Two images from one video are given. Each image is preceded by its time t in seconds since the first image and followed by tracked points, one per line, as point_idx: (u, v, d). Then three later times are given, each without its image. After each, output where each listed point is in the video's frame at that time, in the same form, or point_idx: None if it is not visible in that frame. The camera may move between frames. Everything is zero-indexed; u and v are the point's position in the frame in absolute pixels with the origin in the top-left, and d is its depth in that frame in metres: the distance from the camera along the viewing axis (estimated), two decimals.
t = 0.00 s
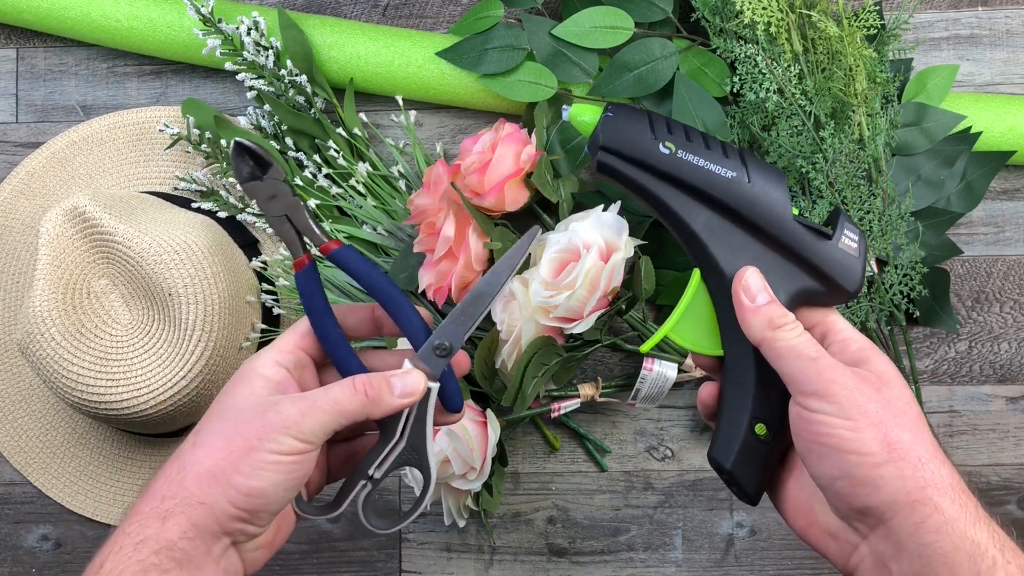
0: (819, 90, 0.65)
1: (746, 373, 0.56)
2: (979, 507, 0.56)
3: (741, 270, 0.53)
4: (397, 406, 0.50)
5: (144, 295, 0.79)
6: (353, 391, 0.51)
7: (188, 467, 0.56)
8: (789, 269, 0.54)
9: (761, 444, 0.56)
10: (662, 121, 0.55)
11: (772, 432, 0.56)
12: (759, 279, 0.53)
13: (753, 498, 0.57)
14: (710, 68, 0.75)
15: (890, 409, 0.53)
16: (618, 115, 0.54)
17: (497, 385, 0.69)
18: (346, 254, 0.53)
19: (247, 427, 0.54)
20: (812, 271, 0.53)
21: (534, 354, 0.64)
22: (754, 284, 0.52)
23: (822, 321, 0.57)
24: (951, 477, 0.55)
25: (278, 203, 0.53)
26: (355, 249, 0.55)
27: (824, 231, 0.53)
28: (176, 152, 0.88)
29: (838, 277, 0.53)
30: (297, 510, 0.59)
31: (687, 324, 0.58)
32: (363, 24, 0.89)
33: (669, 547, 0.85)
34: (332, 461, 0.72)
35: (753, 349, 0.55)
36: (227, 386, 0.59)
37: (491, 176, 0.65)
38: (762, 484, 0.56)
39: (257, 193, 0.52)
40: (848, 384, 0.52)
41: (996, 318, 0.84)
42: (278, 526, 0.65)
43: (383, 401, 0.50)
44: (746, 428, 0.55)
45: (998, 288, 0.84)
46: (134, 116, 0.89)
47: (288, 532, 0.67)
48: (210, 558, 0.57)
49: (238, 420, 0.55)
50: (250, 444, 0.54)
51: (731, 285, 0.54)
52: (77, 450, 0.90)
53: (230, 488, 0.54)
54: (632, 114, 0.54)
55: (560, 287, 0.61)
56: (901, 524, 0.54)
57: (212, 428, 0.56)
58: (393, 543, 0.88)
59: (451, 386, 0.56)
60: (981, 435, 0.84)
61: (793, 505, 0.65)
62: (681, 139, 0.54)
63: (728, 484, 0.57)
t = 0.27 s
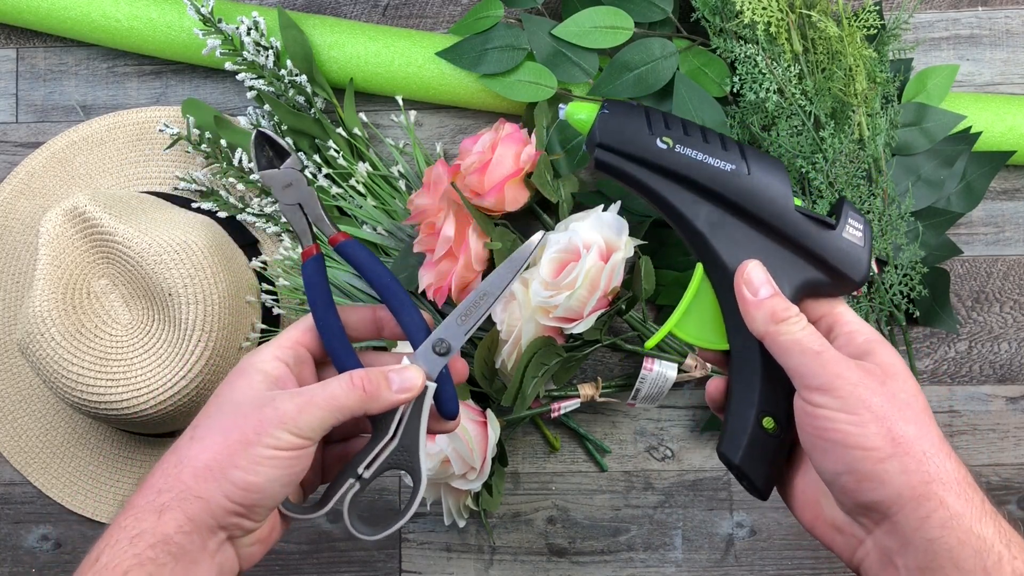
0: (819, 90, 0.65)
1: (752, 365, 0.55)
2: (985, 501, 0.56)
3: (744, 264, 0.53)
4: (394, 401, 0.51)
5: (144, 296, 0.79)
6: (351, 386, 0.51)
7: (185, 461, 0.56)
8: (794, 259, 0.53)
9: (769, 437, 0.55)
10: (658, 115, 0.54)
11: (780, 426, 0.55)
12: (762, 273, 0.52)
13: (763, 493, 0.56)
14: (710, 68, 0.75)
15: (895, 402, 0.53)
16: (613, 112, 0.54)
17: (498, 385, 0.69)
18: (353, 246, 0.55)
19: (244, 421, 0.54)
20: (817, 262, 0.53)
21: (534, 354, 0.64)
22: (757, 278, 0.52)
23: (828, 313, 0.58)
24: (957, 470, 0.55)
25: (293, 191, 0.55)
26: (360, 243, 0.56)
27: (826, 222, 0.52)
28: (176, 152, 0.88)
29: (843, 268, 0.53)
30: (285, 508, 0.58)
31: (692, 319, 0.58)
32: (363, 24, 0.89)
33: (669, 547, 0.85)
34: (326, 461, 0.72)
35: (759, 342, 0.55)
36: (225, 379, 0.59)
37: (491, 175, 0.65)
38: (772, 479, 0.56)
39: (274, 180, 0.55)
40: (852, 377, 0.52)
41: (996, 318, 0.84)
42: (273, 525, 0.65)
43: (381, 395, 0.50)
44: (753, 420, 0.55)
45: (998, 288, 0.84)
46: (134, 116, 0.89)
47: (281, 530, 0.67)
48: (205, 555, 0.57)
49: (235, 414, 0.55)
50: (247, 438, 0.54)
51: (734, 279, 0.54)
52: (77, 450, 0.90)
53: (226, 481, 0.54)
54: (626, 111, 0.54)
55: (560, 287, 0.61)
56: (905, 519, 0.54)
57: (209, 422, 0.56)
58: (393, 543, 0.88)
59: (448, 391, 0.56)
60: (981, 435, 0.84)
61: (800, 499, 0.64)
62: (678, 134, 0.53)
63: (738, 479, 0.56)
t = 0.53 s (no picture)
0: (819, 90, 0.65)
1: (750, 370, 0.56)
2: (985, 502, 0.56)
3: (735, 269, 0.52)
4: (388, 392, 0.50)
5: (144, 296, 0.79)
6: (344, 377, 0.51)
7: (178, 454, 0.55)
8: (790, 263, 0.53)
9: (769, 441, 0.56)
10: (644, 121, 0.54)
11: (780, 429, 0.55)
12: (754, 277, 0.52)
13: (767, 492, 0.57)
14: (710, 68, 0.75)
15: (893, 404, 0.52)
16: (597, 122, 0.53)
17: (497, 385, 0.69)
18: (346, 241, 0.56)
19: (238, 414, 0.54)
20: (813, 262, 0.52)
21: (534, 353, 0.64)
22: (749, 282, 0.51)
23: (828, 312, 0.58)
24: (957, 472, 0.54)
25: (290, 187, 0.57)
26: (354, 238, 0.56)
27: (821, 222, 0.52)
28: (176, 152, 0.88)
29: (841, 266, 0.52)
30: (276, 502, 0.58)
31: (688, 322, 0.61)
32: (363, 24, 0.89)
33: (669, 547, 0.85)
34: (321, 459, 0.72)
35: (754, 347, 0.54)
36: (220, 374, 0.59)
37: (490, 175, 0.65)
38: (775, 478, 0.57)
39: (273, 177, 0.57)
40: (848, 380, 0.52)
41: (996, 318, 0.84)
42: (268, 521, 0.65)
43: (374, 386, 0.50)
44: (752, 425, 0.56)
45: (998, 288, 0.84)
46: (134, 116, 0.89)
47: (275, 525, 0.67)
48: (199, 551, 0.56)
49: (229, 408, 0.55)
50: (240, 431, 0.54)
51: (726, 284, 0.53)
52: (77, 450, 0.90)
53: (220, 474, 0.54)
54: (611, 119, 0.53)
55: (560, 287, 0.61)
56: (904, 522, 0.54)
57: (205, 417, 0.56)
58: (393, 543, 0.88)
59: (441, 385, 0.56)
60: (981, 435, 0.84)
61: (801, 499, 0.65)
62: (665, 139, 0.53)
63: (743, 479, 0.57)
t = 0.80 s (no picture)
0: (819, 90, 0.65)
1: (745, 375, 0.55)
2: (983, 504, 0.56)
3: (728, 278, 0.52)
4: (383, 384, 0.51)
5: (144, 296, 0.79)
6: (337, 370, 0.51)
7: (174, 451, 0.56)
8: (786, 269, 0.53)
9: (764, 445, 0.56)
10: (636, 127, 0.53)
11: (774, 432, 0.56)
12: (747, 285, 0.51)
13: (762, 494, 0.57)
14: (710, 68, 0.75)
15: (889, 408, 0.53)
16: (587, 131, 0.53)
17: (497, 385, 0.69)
18: (342, 238, 0.57)
19: (232, 409, 0.54)
20: (810, 267, 0.52)
21: (534, 354, 0.64)
22: (742, 290, 0.51)
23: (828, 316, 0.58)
24: (955, 475, 0.54)
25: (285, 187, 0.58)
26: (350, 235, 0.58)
27: (817, 228, 0.51)
28: (176, 152, 0.88)
29: (838, 272, 0.51)
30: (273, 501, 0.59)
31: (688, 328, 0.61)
32: (362, 25, 0.89)
33: (670, 547, 0.85)
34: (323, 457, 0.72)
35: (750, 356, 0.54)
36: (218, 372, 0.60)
37: (491, 175, 0.65)
38: (771, 480, 0.57)
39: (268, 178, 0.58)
40: (841, 383, 0.52)
41: (996, 318, 0.84)
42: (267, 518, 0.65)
43: (369, 378, 0.51)
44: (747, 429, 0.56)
45: (998, 288, 0.84)
46: (134, 116, 0.89)
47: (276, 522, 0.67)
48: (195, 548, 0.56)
49: (225, 404, 0.55)
50: (235, 426, 0.54)
51: (719, 291, 0.53)
52: (77, 450, 0.90)
53: (215, 471, 0.54)
54: (602, 127, 0.53)
55: (561, 287, 0.61)
56: (903, 524, 0.54)
57: (201, 414, 0.56)
58: (393, 543, 0.88)
59: (437, 379, 0.57)
60: (981, 435, 0.84)
61: (800, 500, 0.65)
62: (656, 147, 0.52)
63: (738, 480, 0.58)
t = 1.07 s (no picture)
0: (819, 90, 0.65)
1: (740, 378, 0.56)
2: (981, 506, 0.56)
3: (719, 285, 0.52)
4: (370, 380, 0.51)
5: (144, 296, 0.79)
6: (323, 368, 0.52)
7: (163, 453, 0.56)
8: (776, 278, 0.53)
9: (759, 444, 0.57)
10: (624, 134, 0.53)
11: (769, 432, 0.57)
12: (738, 293, 0.51)
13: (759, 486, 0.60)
14: (710, 68, 0.75)
15: (880, 411, 0.52)
16: (574, 141, 0.53)
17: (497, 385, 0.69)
18: (321, 237, 0.57)
19: (220, 410, 0.55)
20: (802, 273, 0.51)
21: (534, 354, 0.64)
22: (733, 297, 0.51)
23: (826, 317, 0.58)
24: (952, 477, 0.54)
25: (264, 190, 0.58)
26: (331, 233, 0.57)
27: (806, 235, 0.50)
28: (176, 152, 0.88)
29: (829, 278, 0.51)
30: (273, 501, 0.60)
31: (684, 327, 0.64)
32: (363, 24, 0.89)
33: (669, 547, 0.85)
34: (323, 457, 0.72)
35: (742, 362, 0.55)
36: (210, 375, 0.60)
37: (491, 175, 0.65)
38: (767, 475, 0.59)
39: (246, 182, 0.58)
40: (832, 388, 0.52)
41: (996, 318, 0.84)
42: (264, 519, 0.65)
43: (355, 375, 0.51)
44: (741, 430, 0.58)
45: (998, 288, 0.84)
46: (133, 116, 0.89)
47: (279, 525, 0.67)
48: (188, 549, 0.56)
49: (214, 406, 0.56)
50: (222, 427, 0.54)
51: (712, 298, 0.53)
52: (77, 450, 0.90)
53: (201, 471, 0.54)
54: (591, 135, 0.53)
55: (560, 287, 0.61)
56: (899, 526, 0.54)
57: (191, 417, 0.56)
58: (393, 543, 0.88)
59: (429, 371, 0.57)
60: (981, 435, 0.84)
61: (801, 498, 0.66)
62: (643, 156, 0.52)
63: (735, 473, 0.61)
